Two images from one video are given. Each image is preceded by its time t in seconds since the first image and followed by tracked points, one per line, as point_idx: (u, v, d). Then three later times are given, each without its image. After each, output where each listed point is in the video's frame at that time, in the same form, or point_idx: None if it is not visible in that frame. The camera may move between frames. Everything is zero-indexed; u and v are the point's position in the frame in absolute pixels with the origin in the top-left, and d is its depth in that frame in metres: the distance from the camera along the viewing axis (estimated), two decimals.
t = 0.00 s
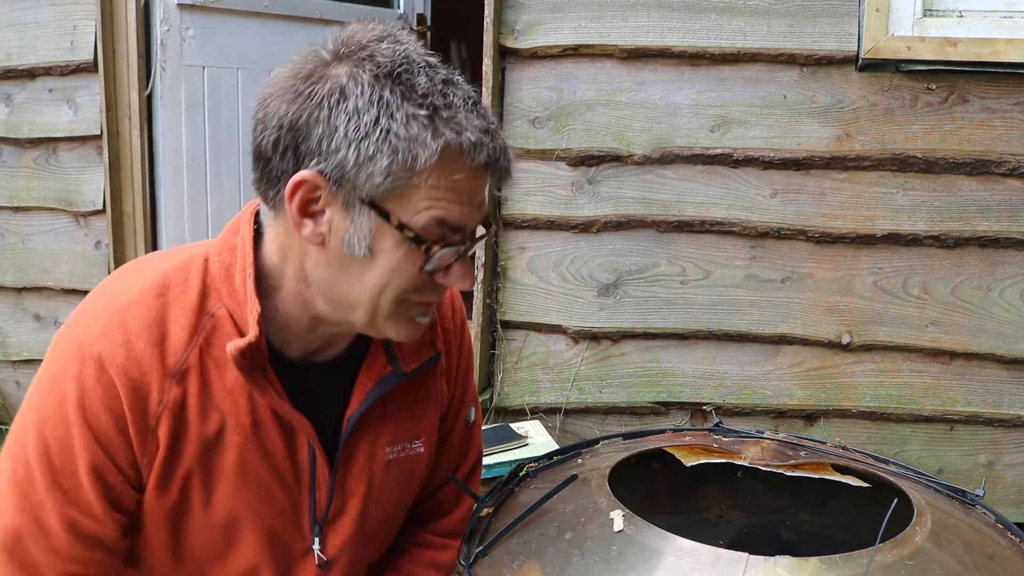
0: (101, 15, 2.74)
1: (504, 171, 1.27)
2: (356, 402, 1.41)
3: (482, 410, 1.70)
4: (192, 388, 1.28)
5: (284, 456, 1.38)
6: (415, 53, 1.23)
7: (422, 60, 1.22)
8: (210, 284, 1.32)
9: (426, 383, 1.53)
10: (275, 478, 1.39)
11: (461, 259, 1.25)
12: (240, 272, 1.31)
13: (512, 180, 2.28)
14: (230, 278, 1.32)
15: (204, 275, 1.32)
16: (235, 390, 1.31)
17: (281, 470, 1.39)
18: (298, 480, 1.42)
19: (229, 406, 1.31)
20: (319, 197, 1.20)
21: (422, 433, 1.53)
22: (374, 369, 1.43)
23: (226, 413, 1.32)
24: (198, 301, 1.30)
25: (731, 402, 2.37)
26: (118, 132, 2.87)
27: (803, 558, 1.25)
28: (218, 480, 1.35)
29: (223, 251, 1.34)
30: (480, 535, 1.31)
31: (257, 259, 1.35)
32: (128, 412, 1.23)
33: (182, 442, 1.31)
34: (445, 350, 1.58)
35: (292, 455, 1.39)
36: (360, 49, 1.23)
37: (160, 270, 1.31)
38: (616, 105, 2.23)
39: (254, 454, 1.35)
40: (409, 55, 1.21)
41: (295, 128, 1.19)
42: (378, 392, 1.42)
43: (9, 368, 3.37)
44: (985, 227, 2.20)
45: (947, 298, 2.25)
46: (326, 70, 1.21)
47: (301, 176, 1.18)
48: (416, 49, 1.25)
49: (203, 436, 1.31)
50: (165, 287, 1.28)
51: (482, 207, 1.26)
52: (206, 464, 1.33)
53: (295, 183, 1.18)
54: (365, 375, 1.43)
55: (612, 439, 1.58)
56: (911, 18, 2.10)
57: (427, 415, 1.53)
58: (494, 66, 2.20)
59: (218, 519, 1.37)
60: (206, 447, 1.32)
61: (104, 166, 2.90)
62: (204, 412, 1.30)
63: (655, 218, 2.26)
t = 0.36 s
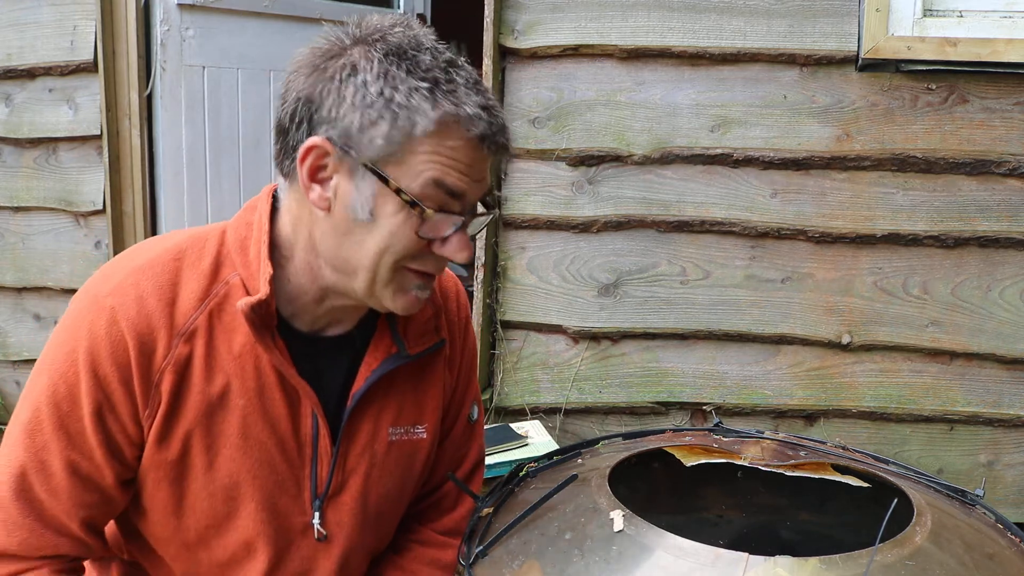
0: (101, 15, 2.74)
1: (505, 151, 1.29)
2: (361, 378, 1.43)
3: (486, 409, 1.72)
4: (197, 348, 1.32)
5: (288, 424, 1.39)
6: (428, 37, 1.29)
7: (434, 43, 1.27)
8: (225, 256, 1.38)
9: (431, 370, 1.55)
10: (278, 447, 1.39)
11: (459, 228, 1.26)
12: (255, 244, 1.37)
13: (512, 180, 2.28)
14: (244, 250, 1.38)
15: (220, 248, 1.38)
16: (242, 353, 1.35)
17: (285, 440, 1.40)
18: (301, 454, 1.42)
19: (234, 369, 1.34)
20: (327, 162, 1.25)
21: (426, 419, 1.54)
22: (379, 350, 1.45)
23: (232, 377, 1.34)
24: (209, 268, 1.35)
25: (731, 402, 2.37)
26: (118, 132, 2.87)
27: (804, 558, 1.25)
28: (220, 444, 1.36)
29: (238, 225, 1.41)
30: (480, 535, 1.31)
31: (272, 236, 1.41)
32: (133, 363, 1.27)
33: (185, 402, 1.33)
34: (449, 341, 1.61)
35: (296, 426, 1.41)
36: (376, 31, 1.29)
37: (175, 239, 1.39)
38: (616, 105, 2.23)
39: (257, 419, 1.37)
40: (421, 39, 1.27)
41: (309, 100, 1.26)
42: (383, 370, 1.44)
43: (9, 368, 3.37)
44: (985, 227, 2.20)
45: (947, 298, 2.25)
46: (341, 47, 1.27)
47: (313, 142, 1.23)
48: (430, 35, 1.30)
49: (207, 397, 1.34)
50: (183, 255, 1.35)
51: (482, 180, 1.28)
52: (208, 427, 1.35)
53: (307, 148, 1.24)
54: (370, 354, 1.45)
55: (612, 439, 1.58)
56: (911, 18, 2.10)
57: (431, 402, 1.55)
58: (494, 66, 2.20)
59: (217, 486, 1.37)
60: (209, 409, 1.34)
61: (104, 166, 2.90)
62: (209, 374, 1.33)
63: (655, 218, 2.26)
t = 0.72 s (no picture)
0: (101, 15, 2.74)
1: (446, 131, 1.26)
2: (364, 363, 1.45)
3: (486, 411, 1.75)
4: (215, 317, 1.36)
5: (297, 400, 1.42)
6: (397, 23, 1.33)
7: (394, 26, 1.30)
8: (238, 236, 1.44)
9: (434, 362, 1.56)
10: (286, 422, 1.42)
11: (391, 212, 1.27)
12: (267, 225, 1.44)
13: (512, 180, 2.28)
14: (257, 229, 1.44)
15: (234, 229, 1.45)
16: (254, 327, 1.39)
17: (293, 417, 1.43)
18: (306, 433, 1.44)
19: (248, 341, 1.38)
20: (292, 143, 1.36)
21: (427, 411, 1.55)
22: (384, 337, 1.47)
23: (246, 348, 1.38)
24: (224, 245, 1.42)
25: (731, 402, 2.37)
26: (119, 132, 2.87)
27: (803, 557, 1.25)
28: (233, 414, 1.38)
29: (252, 208, 1.48)
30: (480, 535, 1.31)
31: (285, 220, 1.47)
32: (156, 324, 1.30)
33: (202, 370, 1.36)
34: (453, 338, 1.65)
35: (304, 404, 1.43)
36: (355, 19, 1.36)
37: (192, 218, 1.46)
38: (616, 105, 2.23)
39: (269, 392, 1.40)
40: (381, 23, 1.31)
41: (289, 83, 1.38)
42: (386, 357, 1.45)
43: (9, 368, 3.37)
44: (985, 227, 2.20)
45: (947, 298, 2.25)
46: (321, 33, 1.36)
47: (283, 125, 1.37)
48: (403, 21, 1.34)
49: (222, 365, 1.36)
50: (200, 232, 1.42)
51: (420, 161, 1.26)
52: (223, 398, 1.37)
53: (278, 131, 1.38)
54: (375, 342, 1.46)
55: (612, 439, 1.58)
56: (911, 18, 2.10)
57: (432, 394, 1.56)
58: (494, 66, 2.20)
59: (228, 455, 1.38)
60: (223, 378, 1.37)
61: (104, 166, 2.90)
62: (226, 342, 1.37)
63: (655, 218, 2.26)
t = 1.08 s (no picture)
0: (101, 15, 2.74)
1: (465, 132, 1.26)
2: (372, 370, 1.46)
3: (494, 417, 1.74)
4: (217, 323, 1.36)
5: (300, 407, 1.41)
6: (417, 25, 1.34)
7: (415, 28, 1.31)
8: (249, 239, 1.44)
9: (442, 370, 1.57)
10: (289, 430, 1.41)
11: (409, 213, 1.27)
12: (278, 228, 1.43)
13: (512, 180, 2.28)
14: (268, 234, 1.43)
15: (245, 231, 1.45)
16: (259, 332, 1.38)
17: (296, 424, 1.42)
18: (309, 440, 1.44)
19: (251, 348, 1.38)
20: (309, 144, 1.36)
21: (434, 418, 1.56)
22: (392, 345, 1.48)
23: (249, 355, 1.38)
24: (233, 249, 1.41)
25: (731, 402, 2.37)
26: (118, 132, 2.87)
27: (803, 557, 1.25)
28: (233, 421, 1.38)
29: (264, 211, 1.47)
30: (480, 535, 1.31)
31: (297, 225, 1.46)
32: (155, 330, 1.31)
33: (202, 376, 1.36)
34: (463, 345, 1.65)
35: (308, 411, 1.43)
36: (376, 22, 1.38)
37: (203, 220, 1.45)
38: (616, 105, 2.23)
39: (271, 399, 1.39)
40: (402, 24, 1.32)
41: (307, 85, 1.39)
42: (394, 365, 1.46)
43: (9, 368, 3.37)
44: (985, 227, 2.20)
45: (947, 298, 2.25)
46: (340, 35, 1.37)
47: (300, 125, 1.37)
48: (423, 24, 1.35)
49: (223, 372, 1.36)
50: (209, 235, 1.41)
51: (438, 163, 1.25)
52: (223, 404, 1.37)
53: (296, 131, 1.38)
54: (383, 349, 1.47)
55: (612, 439, 1.58)
56: (911, 18, 2.10)
57: (439, 401, 1.57)
58: (494, 66, 2.20)
59: (226, 461, 1.38)
60: (224, 385, 1.37)
61: (104, 166, 2.90)
62: (227, 349, 1.37)
63: (655, 218, 2.26)
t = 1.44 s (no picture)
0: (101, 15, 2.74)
1: (462, 133, 1.26)
2: (371, 375, 1.45)
3: (495, 418, 1.74)
4: (211, 329, 1.36)
5: (296, 413, 1.41)
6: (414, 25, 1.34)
7: (412, 28, 1.31)
8: (245, 243, 1.44)
9: (442, 373, 1.57)
10: (285, 435, 1.41)
11: (407, 216, 1.27)
12: (274, 233, 1.43)
13: (512, 180, 2.28)
14: (264, 239, 1.43)
15: (241, 236, 1.45)
16: (254, 338, 1.38)
17: (292, 429, 1.42)
18: (306, 444, 1.44)
19: (246, 354, 1.38)
20: (305, 147, 1.36)
21: (433, 421, 1.56)
22: (391, 349, 1.48)
23: (243, 361, 1.38)
24: (228, 254, 1.41)
25: (731, 402, 2.37)
26: (118, 132, 2.87)
27: (803, 557, 1.25)
28: (229, 426, 1.38)
29: (260, 216, 1.47)
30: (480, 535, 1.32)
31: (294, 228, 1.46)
32: (149, 338, 1.31)
33: (197, 382, 1.36)
34: (463, 347, 1.64)
35: (304, 417, 1.43)
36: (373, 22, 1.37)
37: (198, 224, 1.45)
38: (616, 105, 2.23)
39: (266, 405, 1.39)
40: (398, 25, 1.32)
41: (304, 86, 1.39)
42: (393, 369, 1.46)
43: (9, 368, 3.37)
44: (985, 227, 2.20)
45: (947, 298, 2.25)
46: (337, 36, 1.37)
47: (295, 127, 1.37)
48: (420, 24, 1.35)
49: (218, 378, 1.36)
50: (204, 240, 1.41)
51: (436, 164, 1.25)
52: (218, 410, 1.37)
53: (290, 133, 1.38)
54: (382, 352, 1.47)
55: (612, 439, 1.58)
56: (911, 18, 2.11)
57: (438, 404, 1.57)
58: (494, 66, 2.20)
59: (222, 467, 1.38)
60: (219, 391, 1.37)
61: (104, 166, 2.90)
62: (222, 355, 1.37)
63: (655, 218, 2.26)
